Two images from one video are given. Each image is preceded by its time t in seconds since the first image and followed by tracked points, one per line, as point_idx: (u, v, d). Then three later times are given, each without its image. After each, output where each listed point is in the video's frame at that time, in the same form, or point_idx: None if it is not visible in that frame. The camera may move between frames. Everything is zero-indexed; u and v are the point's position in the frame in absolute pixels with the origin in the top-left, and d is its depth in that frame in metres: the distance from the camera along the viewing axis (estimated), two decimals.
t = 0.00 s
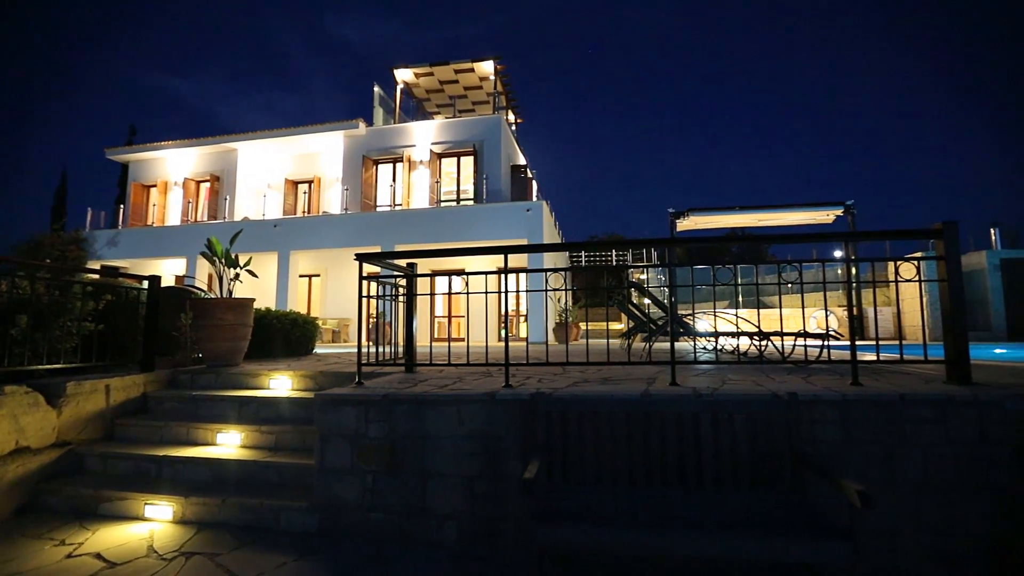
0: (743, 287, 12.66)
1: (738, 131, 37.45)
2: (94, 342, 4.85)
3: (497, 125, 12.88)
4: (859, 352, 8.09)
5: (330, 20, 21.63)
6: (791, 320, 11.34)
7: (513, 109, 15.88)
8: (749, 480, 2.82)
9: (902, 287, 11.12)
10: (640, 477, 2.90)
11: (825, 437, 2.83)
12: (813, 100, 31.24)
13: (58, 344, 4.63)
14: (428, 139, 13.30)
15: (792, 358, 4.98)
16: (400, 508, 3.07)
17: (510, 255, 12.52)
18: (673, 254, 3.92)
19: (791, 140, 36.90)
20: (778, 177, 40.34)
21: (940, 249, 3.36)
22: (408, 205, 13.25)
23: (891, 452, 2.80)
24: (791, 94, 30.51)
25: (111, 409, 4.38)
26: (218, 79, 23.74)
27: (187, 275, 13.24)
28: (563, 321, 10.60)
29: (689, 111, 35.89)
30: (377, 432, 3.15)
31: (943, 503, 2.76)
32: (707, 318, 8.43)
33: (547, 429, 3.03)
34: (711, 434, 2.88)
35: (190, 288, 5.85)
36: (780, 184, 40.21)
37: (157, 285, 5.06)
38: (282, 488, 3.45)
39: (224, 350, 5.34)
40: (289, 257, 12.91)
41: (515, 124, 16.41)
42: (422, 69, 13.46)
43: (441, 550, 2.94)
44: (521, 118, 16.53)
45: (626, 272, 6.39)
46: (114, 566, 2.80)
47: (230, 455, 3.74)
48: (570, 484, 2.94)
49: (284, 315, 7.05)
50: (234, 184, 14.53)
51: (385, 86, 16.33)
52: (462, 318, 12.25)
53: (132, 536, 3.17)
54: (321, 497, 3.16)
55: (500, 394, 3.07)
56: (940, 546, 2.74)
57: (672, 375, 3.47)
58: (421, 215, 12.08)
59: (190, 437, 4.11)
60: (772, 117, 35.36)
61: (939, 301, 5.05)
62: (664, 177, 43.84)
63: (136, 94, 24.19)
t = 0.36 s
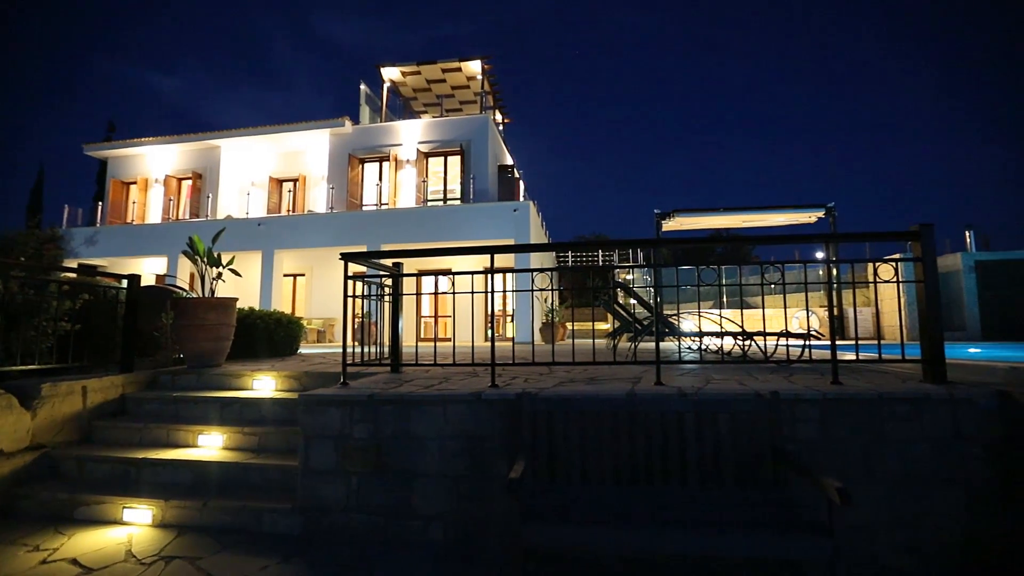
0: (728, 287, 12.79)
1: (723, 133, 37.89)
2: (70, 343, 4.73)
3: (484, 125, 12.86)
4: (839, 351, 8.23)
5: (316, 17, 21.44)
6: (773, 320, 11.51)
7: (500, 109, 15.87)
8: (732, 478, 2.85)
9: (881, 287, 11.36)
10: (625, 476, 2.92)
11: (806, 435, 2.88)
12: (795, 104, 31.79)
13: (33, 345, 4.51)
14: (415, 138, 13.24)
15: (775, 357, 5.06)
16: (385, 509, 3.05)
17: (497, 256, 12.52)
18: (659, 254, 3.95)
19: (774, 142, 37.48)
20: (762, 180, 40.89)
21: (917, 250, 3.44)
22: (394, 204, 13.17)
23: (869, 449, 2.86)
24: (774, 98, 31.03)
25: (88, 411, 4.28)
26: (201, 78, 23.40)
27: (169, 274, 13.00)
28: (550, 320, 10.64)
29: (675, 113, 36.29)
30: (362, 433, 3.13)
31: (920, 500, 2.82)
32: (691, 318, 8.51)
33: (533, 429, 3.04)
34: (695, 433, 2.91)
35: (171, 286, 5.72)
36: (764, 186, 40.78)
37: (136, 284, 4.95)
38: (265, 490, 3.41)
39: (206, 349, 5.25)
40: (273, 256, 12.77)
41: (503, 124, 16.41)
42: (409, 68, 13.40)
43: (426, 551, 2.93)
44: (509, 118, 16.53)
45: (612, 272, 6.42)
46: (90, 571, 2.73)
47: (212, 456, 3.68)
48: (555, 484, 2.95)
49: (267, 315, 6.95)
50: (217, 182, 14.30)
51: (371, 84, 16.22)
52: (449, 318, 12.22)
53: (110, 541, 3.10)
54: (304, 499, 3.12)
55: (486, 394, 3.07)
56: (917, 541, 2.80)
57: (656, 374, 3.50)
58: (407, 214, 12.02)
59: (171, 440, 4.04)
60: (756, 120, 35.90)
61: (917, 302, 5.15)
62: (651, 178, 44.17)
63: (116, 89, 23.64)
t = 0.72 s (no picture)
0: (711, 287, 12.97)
1: (707, 136, 38.34)
2: (42, 343, 4.60)
3: (470, 124, 12.82)
4: (817, 350, 8.39)
5: (300, 14, 21.19)
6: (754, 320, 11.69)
7: (486, 109, 15.83)
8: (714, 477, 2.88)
9: (857, 287, 11.63)
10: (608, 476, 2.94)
11: (786, 433, 2.93)
12: (777, 107, 32.31)
13: (4, 345, 4.38)
14: (400, 137, 13.15)
15: (756, 357, 5.13)
16: (368, 510, 3.03)
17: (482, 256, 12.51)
18: (643, 255, 3.99)
19: (757, 145, 38.08)
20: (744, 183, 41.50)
21: (892, 252, 3.53)
22: (379, 203, 13.07)
23: (846, 446, 2.92)
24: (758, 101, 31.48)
25: (61, 413, 4.16)
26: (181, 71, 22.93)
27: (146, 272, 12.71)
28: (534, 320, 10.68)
29: (660, 114, 36.60)
30: (345, 434, 3.10)
31: (895, 495, 2.88)
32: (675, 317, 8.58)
33: (517, 429, 3.04)
34: (678, 432, 2.95)
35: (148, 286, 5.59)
36: (746, 188, 41.41)
37: (112, 282, 4.83)
38: (245, 493, 3.35)
39: (185, 350, 5.15)
40: (254, 255, 12.57)
41: (488, 124, 16.38)
42: (394, 66, 13.30)
43: (410, 553, 2.91)
44: (494, 117, 16.51)
45: (597, 271, 6.45)
46: None
47: (190, 458, 3.61)
48: (539, 484, 2.95)
49: (248, 314, 6.85)
50: (196, 178, 14.04)
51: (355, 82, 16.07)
52: (433, 318, 12.17)
53: (81, 547, 3.02)
54: (285, 501, 3.08)
55: (470, 394, 3.06)
56: (893, 535, 2.87)
57: (640, 374, 3.53)
58: (392, 213, 11.94)
59: (147, 442, 3.95)
60: (739, 123, 36.42)
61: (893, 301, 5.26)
62: (636, 180, 44.51)
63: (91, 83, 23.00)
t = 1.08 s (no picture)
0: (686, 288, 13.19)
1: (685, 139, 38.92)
2: None
3: (449, 123, 12.77)
4: (788, 349, 8.61)
5: (277, 8, 20.80)
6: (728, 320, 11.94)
7: (466, 108, 15.80)
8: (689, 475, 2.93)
9: (826, 288, 11.99)
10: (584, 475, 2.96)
11: (758, 431, 3.00)
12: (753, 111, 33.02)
13: None
14: (379, 134, 13.01)
15: (729, 356, 5.24)
16: (343, 512, 2.99)
17: (461, 255, 12.48)
18: (620, 256, 4.03)
19: (732, 148, 38.88)
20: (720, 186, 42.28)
21: (859, 255, 3.64)
22: (356, 201, 12.90)
23: (814, 443, 3.00)
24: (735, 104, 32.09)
25: (19, 417, 3.97)
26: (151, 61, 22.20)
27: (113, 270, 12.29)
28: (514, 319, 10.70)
29: (640, 116, 37.02)
30: (320, 436, 3.05)
31: (861, 489, 2.98)
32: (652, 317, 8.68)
33: (494, 429, 3.04)
34: (653, 431, 2.99)
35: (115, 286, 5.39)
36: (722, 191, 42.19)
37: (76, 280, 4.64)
38: (214, 497, 3.26)
39: (153, 351, 4.99)
40: (227, 254, 12.28)
41: (468, 123, 16.35)
42: (373, 63, 13.16)
43: (386, 555, 2.89)
44: (473, 117, 16.48)
45: (575, 272, 6.48)
46: None
47: (157, 463, 3.50)
48: (516, 484, 2.95)
49: (220, 314, 6.67)
50: (167, 174, 13.64)
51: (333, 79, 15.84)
52: (411, 318, 12.07)
53: (39, 556, 2.90)
54: (257, 505, 3.01)
55: (447, 394, 3.05)
56: (858, 528, 2.96)
57: (616, 374, 3.57)
58: (370, 212, 11.80)
59: (113, 446, 3.82)
60: (715, 127, 37.12)
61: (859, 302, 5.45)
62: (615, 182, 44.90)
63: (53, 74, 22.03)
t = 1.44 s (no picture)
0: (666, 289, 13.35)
1: (666, 141, 39.38)
2: None
3: (430, 122, 12.69)
4: (764, 349, 8.78)
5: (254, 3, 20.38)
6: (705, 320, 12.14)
7: (447, 107, 15.72)
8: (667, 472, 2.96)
9: (800, 289, 12.29)
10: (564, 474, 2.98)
11: (734, 429, 3.06)
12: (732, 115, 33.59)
13: None
14: (359, 132, 12.85)
15: (707, 356, 5.31)
16: (321, 514, 2.95)
17: (442, 255, 12.42)
18: (602, 256, 4.05)
19: (712, 151, 39.52)
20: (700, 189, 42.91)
21: (831, 257, 3.74)
22: (336, 199, 12.73)
23: (787, 439, 3.08)
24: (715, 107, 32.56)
25: None
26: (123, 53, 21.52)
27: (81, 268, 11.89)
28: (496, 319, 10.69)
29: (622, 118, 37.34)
30: (297, 437, 3.01)
31: (833, 485, 3.06)
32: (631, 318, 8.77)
33: (474, 429, 3.04)
34: (631, 430, 3.02)
35: (83, 284, 5.21)
36: (702, 193, 42.81)
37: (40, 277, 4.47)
38: (187, 502, 3.18)
39: (123, 351, 4.85)
40: (201, 252, 12.00)
41: (449, 123, 16.28)
42: (353, 60, 12.98)
43: (365, 557, 2.86)
44: (455, 116, 16.42)
45: (555, 272, 6.50)
46: None
47: (128, 467, 3.40)
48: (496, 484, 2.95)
49: (194, 313, 6.52)
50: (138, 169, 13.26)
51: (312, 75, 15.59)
52: (391, 317, 11.97)
53: None
54: (232, 507, 2.95)
55: (427, 395, 3.03)
56: (830, 522, 3.04)
57: (596, 374, 3.60)
58: (350, 210, 11.66)
59: (80, 450, 3.70)
60: (696, 129, 37.67)
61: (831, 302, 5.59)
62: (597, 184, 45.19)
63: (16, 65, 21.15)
